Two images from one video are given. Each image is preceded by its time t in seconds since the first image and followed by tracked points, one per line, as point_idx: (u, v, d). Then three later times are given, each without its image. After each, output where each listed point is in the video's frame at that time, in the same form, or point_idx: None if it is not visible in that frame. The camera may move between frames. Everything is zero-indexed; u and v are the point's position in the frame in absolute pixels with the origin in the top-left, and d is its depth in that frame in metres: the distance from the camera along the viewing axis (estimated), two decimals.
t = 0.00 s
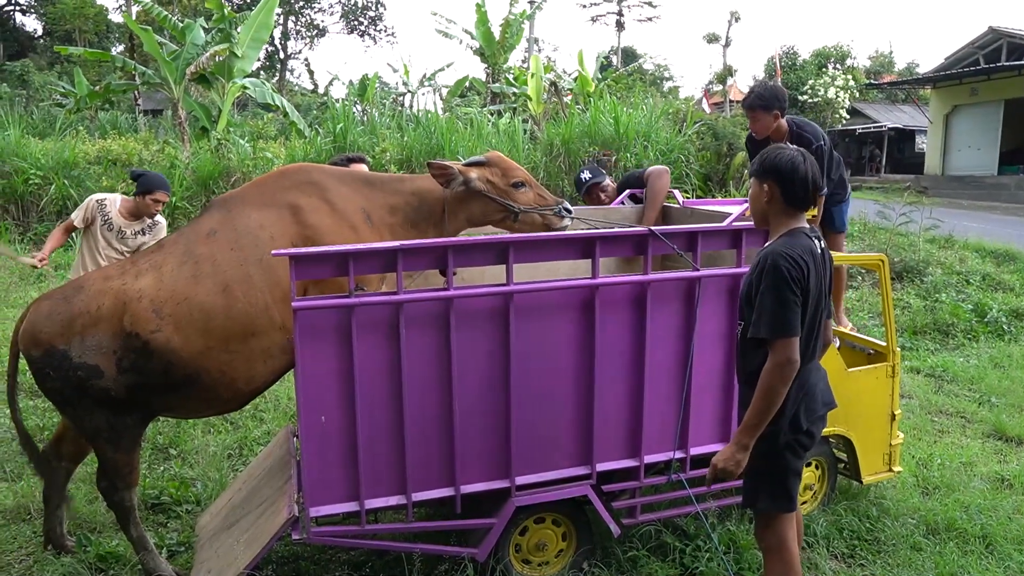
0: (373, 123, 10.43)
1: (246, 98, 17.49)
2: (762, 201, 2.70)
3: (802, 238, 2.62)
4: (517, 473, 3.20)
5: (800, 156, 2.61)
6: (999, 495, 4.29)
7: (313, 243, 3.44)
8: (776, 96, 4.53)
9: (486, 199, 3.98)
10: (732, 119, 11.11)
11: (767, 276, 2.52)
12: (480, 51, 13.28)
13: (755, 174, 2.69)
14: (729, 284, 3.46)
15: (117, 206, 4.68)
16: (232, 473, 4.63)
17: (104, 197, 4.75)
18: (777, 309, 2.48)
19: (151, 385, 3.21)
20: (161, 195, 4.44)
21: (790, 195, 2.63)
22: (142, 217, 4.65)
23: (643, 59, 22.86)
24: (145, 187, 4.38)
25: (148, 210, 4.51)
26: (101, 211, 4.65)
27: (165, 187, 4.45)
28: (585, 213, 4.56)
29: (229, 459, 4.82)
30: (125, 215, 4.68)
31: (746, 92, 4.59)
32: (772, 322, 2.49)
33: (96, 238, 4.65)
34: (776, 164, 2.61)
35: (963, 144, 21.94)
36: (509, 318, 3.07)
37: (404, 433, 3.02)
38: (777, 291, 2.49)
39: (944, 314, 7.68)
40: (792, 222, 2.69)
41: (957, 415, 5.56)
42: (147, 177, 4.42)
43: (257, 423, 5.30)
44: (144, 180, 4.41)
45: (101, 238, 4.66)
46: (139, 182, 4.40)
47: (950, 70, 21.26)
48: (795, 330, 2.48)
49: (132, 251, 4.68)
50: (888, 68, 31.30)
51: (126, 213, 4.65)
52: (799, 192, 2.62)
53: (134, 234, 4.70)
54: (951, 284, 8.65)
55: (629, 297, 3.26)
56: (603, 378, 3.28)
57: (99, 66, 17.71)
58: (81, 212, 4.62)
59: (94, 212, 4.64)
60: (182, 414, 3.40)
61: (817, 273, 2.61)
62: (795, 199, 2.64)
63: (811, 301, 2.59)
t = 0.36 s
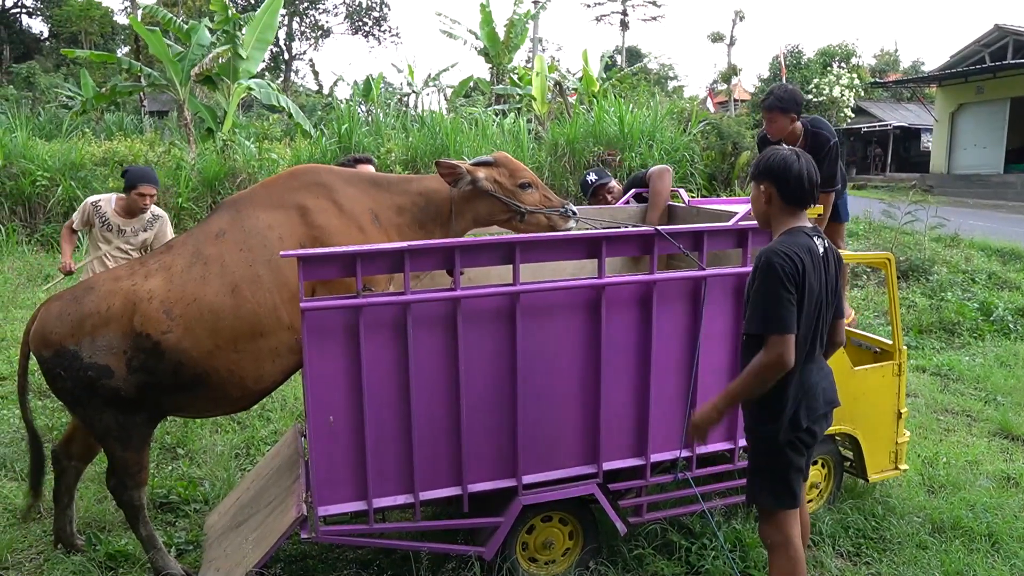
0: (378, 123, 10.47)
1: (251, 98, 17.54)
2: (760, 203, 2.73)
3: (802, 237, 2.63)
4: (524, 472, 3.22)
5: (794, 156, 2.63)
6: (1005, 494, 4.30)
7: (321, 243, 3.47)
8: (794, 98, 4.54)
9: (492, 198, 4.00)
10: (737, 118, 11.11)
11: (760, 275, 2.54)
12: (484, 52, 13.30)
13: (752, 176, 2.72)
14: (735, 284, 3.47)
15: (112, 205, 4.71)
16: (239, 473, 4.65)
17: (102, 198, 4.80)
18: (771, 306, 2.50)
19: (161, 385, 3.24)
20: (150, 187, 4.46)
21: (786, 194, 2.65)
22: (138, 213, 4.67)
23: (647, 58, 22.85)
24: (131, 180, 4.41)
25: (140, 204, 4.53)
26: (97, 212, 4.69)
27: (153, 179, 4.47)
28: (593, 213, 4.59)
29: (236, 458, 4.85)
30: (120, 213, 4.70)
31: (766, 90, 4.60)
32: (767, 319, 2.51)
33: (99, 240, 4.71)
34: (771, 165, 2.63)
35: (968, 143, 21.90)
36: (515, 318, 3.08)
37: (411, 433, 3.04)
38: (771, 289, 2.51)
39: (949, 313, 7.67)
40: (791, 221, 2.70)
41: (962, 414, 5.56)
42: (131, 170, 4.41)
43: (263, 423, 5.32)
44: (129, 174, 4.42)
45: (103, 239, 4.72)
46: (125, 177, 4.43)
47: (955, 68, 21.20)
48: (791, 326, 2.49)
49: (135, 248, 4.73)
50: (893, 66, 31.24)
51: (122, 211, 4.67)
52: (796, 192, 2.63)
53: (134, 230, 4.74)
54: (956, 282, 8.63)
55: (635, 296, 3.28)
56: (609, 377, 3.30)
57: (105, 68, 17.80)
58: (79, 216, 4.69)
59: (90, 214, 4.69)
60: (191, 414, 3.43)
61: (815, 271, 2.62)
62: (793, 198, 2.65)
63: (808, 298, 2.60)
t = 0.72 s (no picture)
0: (380, 122, 10.47)
1: (252, 97, 17.54)
2: (769, 198, 2.74)
3: (806, 236, 2.64)
4: (525, 470, 3.23)
5: (808, 154, 2.63)
6: (1006, 493, 4.30)
7: (322, 242, 3.48)
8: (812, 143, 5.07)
9: (494, 197, 4.02)
10: (738, 118, 11.12)
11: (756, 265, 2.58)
12: (485, 51, 13.31)
13: (763, 171, 2.74)
14: (737, 283, 3.48)
15: (84, 212, 4.71)
16: (241, 471, 4.66)
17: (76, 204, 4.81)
18: (759, 296, 2.55)
19: (163, 383, 3.24)
20: (112, 190, 4.44)
21: (795, 191, 2.66)
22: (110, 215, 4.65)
23: (648, 58, 22.86)
24: (92, 183, 4.41)
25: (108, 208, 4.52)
26: (72, 223, 4.72)
27: (115, 180, 4.44)
28: (595, 212, 4.61)
29: (238, 456, 4.85)
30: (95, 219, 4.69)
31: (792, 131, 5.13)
32: (753, 308, 2.56)
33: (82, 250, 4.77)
34: (782, 162, 2.65)
35: (969, 143, 21.91)
36: (516, 317, 3.09)
37: (412, 431, 3.05)
38: (763, 280, 2.55)
39: (950, 312, 7.68)
40: (799, 219, 2.71)
41: (963, 413, 5.56)
42: (93, 171, 4.44)
43: (265, 421, 5.33)
44: (90, 177, 4.43)
45: (87, 248, 4.77)
46: (87, 183, 4.43)
47: (957, 67, 21.19)
48: (767, 317, 2.55)
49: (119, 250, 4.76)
50: (894, 66, 31.24)
51: (93, 218, 4.67)
52: (805, 190, 2.64)
53: (113, 233, 4.75)
54: (957, 282, 8.64)
55: (636, 296, 3.29)
56: (610, 375, 3.30)
57: (106, 67, 17.82)
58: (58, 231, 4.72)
59: (68, 227, 4.72)
60: (192, 411, 3.44)
61: (816, 268, 2.63)
62: (802, 196, 2.66)
63: (806, 293, 2.62)
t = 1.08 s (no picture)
0: (385, 122, 10.48)
1: (257, 97, 17.59)
2: (786, 200, 2.77)
3: (826, 234, 2.67)
4: (533, 469, 3.23)
5: (824, 156, 2.67)
6: (1014, 494, 4.28)
7: (328, 241, 3.47)
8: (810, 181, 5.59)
9: (500, 196, 4.01)
10: (743, 118, 11.12)
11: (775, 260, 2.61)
12: (490, 51, 13.31)
13: (780, 174, 2.78)
14: (745, 282, 3.47)
15: (88, 215, 4.70)
16: (247, 470, 4.66)
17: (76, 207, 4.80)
18: (778, 290, 2.57)
19: (169, 380, 3.25)
20: (116, 192, 4.41)
21: (812, 193, 2.69)
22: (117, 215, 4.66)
23: (653, 58, 22.86)
24: (95, 185, 4.37)
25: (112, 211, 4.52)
26: (76, 227, 4.71)
27: (118, 182, 4.42)
28: (600, 211, 4.60)
29: (243, 455, 4.86)
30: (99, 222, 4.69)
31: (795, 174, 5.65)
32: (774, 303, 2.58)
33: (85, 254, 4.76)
34: (799, 163, 2.69)
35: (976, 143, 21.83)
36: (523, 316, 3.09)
37: (419, 430, 3.05)
38: (781, 275, 2.57)
39: (957, 313, 7.65)
40: (816, 219, 2.73)
41: (970, 414, 5.54)
42: (94, 172, 4.40)
43: (271, 420, 5.33)
44: (92, 179, 4.39)
45: (93, 251, 4.77)
46: (91, 186, 4.40)
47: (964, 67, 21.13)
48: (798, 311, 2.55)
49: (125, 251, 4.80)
50: (899, 66, 31.16)
51: (98, 221, 4.66)
52: (821, 190, 2.68)
53: (118, 234, 4.78)
54: (964, 282, 8.60)
55: (643, 295, 3.28)
56: (616, 374, 3.30)
57: (111, 67, 17.88)
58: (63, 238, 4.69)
59: (73, 233, 4.69)
60: (198, 410, 3.45)
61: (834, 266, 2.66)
62: (820, 197, 2.69)
63: (824, 290, 2.65)
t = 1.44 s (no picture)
0: (388, 123, 10.48)
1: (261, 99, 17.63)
2: (799, 198, 2.89)
3: (842, 230, 2.81)
4: (536, 469, 3.23)
5: (835, 156, 2.83)
6: (1020, 494, 4.26)
7: (329, 242, 3.46)
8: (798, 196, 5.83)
9: (502, 196, 4.01)
10: (746, 118, 11.12)
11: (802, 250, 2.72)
12: (493, 51, 13.31)
13: (791, 174, 2.89)
14: (748, 283, 3.46)
15: (109, 218, 4.70)
16: (251, 470, 4.67)
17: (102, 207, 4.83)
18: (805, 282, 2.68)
19: (168, 380, 3.25)
20: (139, 199, 4.41)
21: (827, 193, 2.84)
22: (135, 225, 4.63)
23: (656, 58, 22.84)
24: (121, 191, 4.38)
25: (134, 219, 4.51)
26: (95, 226, 4.71)
27: (143, 190, 4.42)
28: (604, 210, 4.59)
29: (247, 455, 4.86)
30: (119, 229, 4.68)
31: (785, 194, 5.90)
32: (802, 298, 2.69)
33: (99, 254, 4.75)
34: (812, 162, 2.82)
35: (980, 143, 21.78)
36: (527, 315, 3.09)
37: (422, 429, 3.05)
38: (808, 263, 2.69)
39: (961, 313, 7.63)
40: (827, 216, 2.87)
41: (975, 414, 5.53)
42: (119, 179, 4.40)
43: (274, 421, 5.34)
44: (117, 186, 4.39)
45: (106, 254, 4.75)
46: (115, 191, 4.39)
47: (968, 67, 21.09)
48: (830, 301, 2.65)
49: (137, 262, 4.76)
50: (903, 65, 31.09)
51: (118, 228, 4.65)
52: (833, 187, 2.83)
53: (133, 245, 4.75)
54: (969, 282, 8.58)
55: (647, 295, 3.28)
56: (619, 374, 3.29)
57: (116, 69, 17.94)
58: (81, 234, 4.71)
59: (91, 232, 4.70)
60: (198, 410, 3.44)
61: (848, 258, 2.79)
62: (832, 194, 2.84)
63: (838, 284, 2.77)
